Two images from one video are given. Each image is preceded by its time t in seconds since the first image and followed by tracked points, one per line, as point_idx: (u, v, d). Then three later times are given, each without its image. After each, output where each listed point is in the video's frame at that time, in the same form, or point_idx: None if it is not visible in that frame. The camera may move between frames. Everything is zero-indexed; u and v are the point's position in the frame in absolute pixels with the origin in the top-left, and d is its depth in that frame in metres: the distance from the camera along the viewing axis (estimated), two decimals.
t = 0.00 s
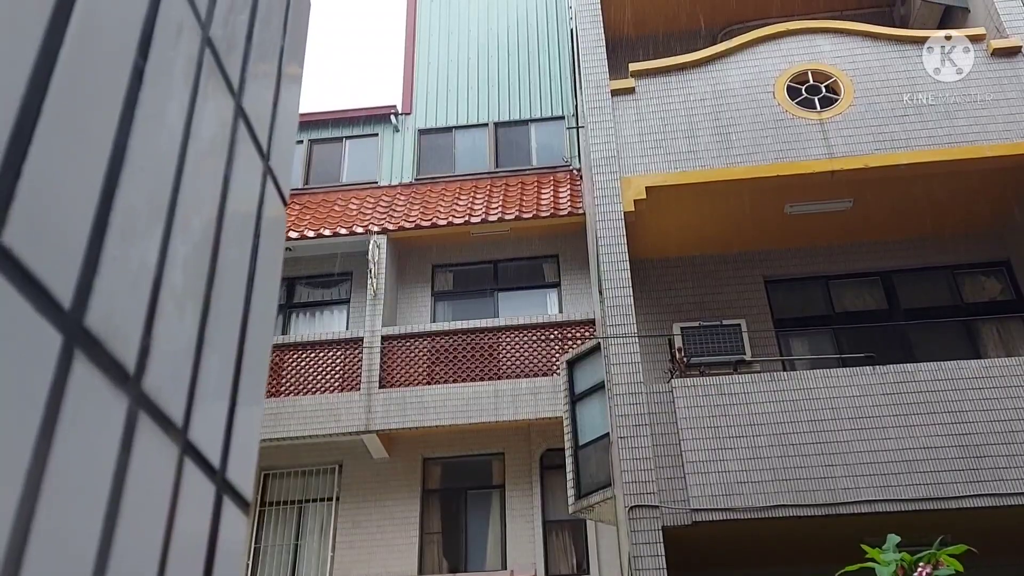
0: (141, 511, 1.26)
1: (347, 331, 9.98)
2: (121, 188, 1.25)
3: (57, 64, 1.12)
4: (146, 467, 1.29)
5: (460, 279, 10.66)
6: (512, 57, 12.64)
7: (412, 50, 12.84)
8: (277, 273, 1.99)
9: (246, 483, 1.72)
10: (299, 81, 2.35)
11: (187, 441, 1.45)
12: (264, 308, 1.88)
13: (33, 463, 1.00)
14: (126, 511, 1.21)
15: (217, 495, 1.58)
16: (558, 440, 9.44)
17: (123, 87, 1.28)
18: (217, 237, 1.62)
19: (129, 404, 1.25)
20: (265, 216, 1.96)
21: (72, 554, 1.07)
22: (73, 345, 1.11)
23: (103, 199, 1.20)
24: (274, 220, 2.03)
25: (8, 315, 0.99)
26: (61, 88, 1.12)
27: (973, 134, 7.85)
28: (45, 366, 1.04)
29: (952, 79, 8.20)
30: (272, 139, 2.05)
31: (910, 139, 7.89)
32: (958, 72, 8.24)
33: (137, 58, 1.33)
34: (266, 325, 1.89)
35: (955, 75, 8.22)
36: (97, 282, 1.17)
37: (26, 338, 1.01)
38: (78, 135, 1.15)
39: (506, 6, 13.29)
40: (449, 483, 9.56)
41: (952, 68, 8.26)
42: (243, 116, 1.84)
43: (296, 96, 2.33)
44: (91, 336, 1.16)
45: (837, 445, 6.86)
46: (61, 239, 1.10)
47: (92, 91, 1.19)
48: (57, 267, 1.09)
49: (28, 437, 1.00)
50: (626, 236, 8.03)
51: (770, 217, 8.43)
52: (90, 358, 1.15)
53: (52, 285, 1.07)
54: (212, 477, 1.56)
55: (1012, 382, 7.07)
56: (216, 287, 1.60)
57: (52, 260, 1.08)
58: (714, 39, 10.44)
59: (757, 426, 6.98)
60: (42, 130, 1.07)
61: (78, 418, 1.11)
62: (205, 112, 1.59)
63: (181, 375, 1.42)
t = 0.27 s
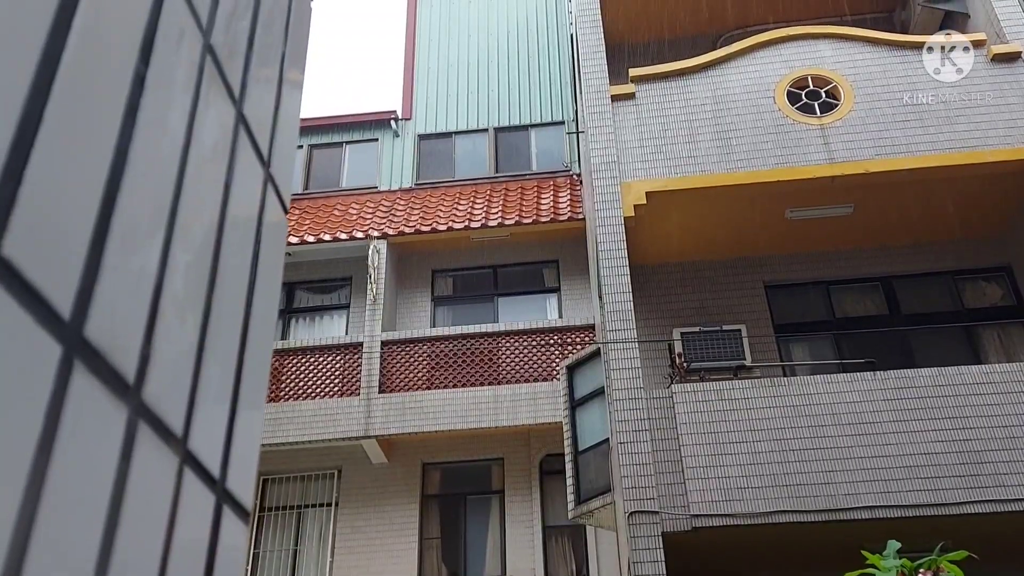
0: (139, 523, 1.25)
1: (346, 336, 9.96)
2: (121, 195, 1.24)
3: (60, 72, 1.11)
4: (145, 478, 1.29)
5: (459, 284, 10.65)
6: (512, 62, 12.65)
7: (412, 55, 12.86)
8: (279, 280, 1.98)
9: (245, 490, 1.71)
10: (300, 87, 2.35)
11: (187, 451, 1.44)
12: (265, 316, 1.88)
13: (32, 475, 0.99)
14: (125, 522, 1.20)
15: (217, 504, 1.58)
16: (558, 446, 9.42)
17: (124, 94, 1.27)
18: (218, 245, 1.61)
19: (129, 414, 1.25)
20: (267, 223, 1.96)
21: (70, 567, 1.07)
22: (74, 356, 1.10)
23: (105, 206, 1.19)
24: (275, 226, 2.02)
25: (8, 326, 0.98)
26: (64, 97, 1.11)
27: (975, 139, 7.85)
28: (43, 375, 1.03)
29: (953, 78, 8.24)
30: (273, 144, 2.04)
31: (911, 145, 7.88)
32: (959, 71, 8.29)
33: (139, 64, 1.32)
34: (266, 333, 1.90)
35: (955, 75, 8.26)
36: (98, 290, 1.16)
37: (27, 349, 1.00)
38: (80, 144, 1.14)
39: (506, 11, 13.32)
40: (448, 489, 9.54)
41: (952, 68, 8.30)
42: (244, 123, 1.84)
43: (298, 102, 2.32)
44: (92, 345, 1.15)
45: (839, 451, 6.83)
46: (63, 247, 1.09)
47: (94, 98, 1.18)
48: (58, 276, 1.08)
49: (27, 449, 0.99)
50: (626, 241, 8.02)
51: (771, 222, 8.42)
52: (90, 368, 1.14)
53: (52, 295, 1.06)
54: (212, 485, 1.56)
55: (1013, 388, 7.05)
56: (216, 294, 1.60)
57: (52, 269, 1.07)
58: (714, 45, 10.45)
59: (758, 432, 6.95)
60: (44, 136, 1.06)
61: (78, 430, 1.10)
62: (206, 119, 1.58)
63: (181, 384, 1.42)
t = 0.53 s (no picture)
0: (142, 535, 1.25)
1: (346, 342, 9.96)
2: (125, 207, 1.24)
3: (65, 85, 1.11)
4: (148, 489, 1.29)
5: (459, 291, 10.65)
6: (512, 68, 12.68)
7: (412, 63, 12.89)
8: (281, 290, 1.99)
9: (246, 499, 1.72)
10: (302, 98, 2.36)
11: (190, 462, 1.45)
12: (266, 326, 1.88)
13: (37, 489, 1.00)
14: (128, 534, 1.21)
15: (219, 515, 1.58)
16: (558, 452, 9.41)
17: (128, 105, 1.27)
18: (221, 256, 1.62)
19: (133, 426, 1.25)
20: (269, 233, 1.97)
21: None
22: (77, 369, 1.10)
23: (109, 219, 1.20)
24: (277, 236, 2.03)
25: (13, 338, 0.98)
26: (69, 110, 1.11)
27: (973, 146, 7.87)
28: (47, 388, 1.03)
29: (953, 78, 8.32)
30: (275, 155, 2.05)
31: (910, 152, 7.90)
32: (958, 72, 8.37)
33: (143, 75, 1.33)
34: (267, 343, 1.90)
35: (955, 75, 8.33)
36: (103, 302, 1.17)
37: (31, 361, 1.00)
38: (85, 156, 1.14)
39: (506, 18, 13.34)
40: (448, 496, 9.52)
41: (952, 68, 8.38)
42: (247, 134, 1.84)
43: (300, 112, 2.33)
44: (96, 358, 1.15)
45: (839, 458, 6.83)
46: (67, 259, 1.09)
47: (99, 110, 1.18)
48: (63, 287, 1.08)
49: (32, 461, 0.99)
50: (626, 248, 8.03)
51: (770, 229, 8.43)
52: (94, 381, 1.14)
53: (58, 308, 1.07)
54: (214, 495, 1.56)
55: (1013, 394, 7.06)
56: (219, 304, 1.60)
57: (58, 281, 1.08)
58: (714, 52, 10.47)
59: (758, 439, 6.95)
60: (49, 150, 1.06)
61: (82, 443, 1.10)
62: (209, 130, 1.59)
63: (184, 395, 1.42)
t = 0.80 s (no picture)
0: (144, 544, 1.27)
1: (346, 348, 9.96)
2: (131, 220, 1.26)
3: (70, 102, 1.13)
4: (151, 500, 1.31)
5: (459, 296, 10.65)
6: (512, 74, 12.70)
7: (413, 69, 12.92)
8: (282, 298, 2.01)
9: (246, 506, 1.74)
10: (304, 107, 2.37)
11: (193, 472, 1.47)
12: (268, 335, 1.90)
13: (40, 500, 1.01)
14: (130, 543, 1.23)
15: (221, 525, 1.61)
16: (558, 458, 9.40)
17: (133, 119, 1.28)
18: (224, 267, 1.64)
19: (137, 438, 1.27)
20: (271, 242, 1.98)
21: None
22: (80, 382, 1.12)
23: (114, 232, 1.21)
24: (279, 245, 2.04)
25: (17, 353, 1.00)
26: (74, 125, 1.13)
27: (973, 153, 7.88)
28: (51, 402, 1.05)
29: (953, 78, 8.38)
30: (277, 165, 2.06)
31: (909, 158, 7.92)
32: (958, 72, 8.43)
33: (148, 87, 1.34)
34: (269, 352, 1.92)
35: (955, 75, 8.39)
36: (107, 316, 1.18)
37: (35, 375, 1.02)
38: (91, 171, 1.16)
39: (506, 24, 13.36)
40: (448, 502, 9.51)
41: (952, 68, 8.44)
42: (250, 144, 1.85)
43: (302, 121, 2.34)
44: (99, 369, 1.17)
45: (839, 464, 6.83)
46: (73, 273, 1.11)
47: (104, 124, 1.20)
48: (67, 301, 1.09)
49: (36, 473, 1.01)
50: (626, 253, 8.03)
51: (770, 234, 8.44)
52: (97, 393, 1.16)
53: (62, 320, 1.08)
54: (215, 503, 1.58)
55: (1013, 401, 7.06)
56: (222, 314, 1.62)
57: (64, 295, 1.09)
58: (714, 58, 10.49)
59: (758, 445, 6.94)
60: (55, 166, 1.08)
61: (85, 454, 1.12)
62: (213, 141, 1.60)
63: (188, 405, 1.44)
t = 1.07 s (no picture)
0: (141, 557, 1.27)
1: (346, 354, 9.94)
2: (129, 230, 1.25)
3: (70, 114, 1.12)
4: (149, 512, 1.31)
5: (459, 303, 10.64)
6: (511, 81, 12.73)
7: (412, 76, 12.95)
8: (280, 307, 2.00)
9: (245, 516, 1.73)
10: (304, 116, 2.38)
11: (191, 485, 1.46)
12: (268, 344, 1.90)
13: (38, 514, 1.01)
14: (128, 557, 1.23)
15: (221, 537, 1.61)
16: (558, 465, 9.38)
17: (132, 127, 1.28)
18: (224, 277, 1.63)
19: (135, 450, 1.26)
20: (271, 249, 1.98)
21: None
22: (78, 396, 1.11)
23: (114, 244, 1.21)
24: (278, 254, 2.04)
25: (13, 367, 0.99)
26: (73, 137, 1.13)
27: (972, 159, 7.90)
28: (48, 414, 1.04)
29: (953, 78, 8.44)
30: (277, 175, 2.06)
31: (908, 164, 7.93)
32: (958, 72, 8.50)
33: (147, 98, 1.33)
34: (268, 361, 1.92)
35: (955, 75, 8.45)
36: (105, 329, 1.18)
37: (31, 391, 1.01)
38: (90, 183, 1.16)
39: (505, 31, 13.39)
40: (446, 509, 9.46)
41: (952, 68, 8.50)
42: (250, 153, 1.86)
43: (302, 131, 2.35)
44: (98, 382, 1.16)
45: (839, 471, 6.81)
46: (73, 285, 1.10)
47: (102, 135, 1.19)
48: (65, 314, 1.09)
49: (33, 486, 1.00)
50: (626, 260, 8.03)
51: (770, 241, 8.44)
52: (95, 405, 1.16)
53: (60, 331, 1.07)
54: (213, 514, 1.57)
55: (1013, 408, 7.05)
56: (221, 324, 1.61)
57: (62, 305, 1.08)
58: (712, 66, 10.52)
59: (758, 452, 6.93)
60: (54, 179, 1.08)
61: (82, 467, 1.12)
62: (212, 151, 1.60)
63: (187, 417, 1.44)
